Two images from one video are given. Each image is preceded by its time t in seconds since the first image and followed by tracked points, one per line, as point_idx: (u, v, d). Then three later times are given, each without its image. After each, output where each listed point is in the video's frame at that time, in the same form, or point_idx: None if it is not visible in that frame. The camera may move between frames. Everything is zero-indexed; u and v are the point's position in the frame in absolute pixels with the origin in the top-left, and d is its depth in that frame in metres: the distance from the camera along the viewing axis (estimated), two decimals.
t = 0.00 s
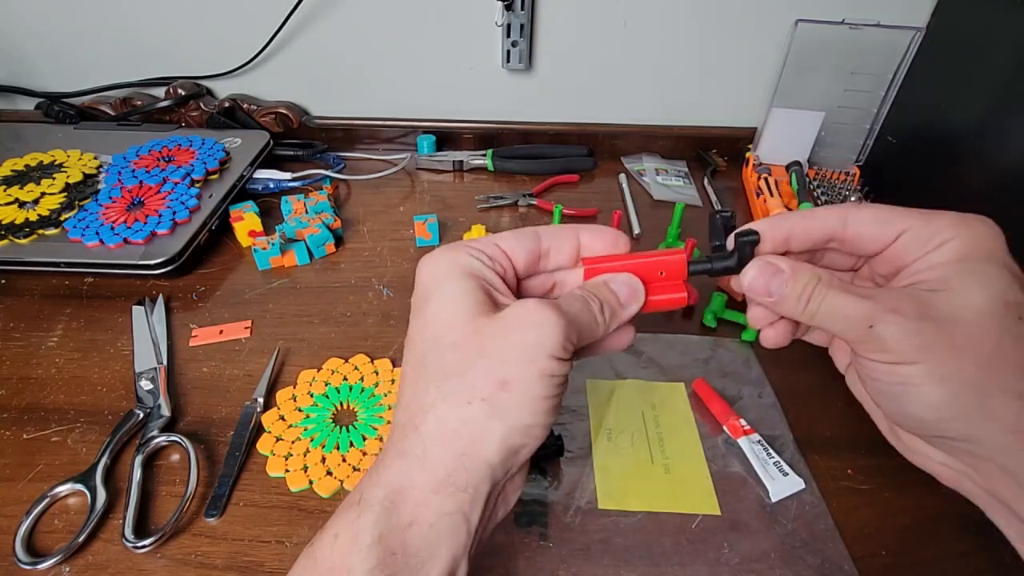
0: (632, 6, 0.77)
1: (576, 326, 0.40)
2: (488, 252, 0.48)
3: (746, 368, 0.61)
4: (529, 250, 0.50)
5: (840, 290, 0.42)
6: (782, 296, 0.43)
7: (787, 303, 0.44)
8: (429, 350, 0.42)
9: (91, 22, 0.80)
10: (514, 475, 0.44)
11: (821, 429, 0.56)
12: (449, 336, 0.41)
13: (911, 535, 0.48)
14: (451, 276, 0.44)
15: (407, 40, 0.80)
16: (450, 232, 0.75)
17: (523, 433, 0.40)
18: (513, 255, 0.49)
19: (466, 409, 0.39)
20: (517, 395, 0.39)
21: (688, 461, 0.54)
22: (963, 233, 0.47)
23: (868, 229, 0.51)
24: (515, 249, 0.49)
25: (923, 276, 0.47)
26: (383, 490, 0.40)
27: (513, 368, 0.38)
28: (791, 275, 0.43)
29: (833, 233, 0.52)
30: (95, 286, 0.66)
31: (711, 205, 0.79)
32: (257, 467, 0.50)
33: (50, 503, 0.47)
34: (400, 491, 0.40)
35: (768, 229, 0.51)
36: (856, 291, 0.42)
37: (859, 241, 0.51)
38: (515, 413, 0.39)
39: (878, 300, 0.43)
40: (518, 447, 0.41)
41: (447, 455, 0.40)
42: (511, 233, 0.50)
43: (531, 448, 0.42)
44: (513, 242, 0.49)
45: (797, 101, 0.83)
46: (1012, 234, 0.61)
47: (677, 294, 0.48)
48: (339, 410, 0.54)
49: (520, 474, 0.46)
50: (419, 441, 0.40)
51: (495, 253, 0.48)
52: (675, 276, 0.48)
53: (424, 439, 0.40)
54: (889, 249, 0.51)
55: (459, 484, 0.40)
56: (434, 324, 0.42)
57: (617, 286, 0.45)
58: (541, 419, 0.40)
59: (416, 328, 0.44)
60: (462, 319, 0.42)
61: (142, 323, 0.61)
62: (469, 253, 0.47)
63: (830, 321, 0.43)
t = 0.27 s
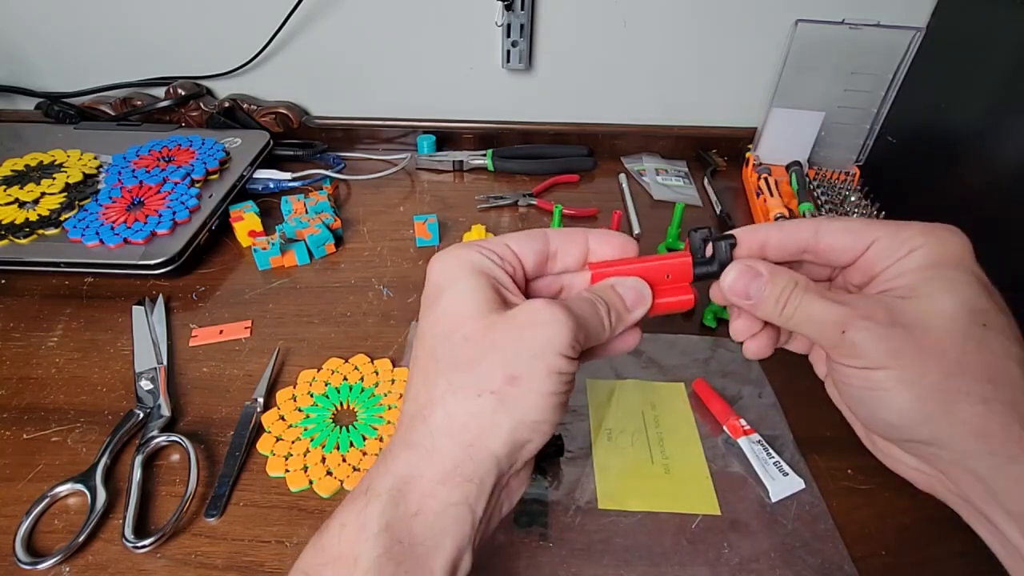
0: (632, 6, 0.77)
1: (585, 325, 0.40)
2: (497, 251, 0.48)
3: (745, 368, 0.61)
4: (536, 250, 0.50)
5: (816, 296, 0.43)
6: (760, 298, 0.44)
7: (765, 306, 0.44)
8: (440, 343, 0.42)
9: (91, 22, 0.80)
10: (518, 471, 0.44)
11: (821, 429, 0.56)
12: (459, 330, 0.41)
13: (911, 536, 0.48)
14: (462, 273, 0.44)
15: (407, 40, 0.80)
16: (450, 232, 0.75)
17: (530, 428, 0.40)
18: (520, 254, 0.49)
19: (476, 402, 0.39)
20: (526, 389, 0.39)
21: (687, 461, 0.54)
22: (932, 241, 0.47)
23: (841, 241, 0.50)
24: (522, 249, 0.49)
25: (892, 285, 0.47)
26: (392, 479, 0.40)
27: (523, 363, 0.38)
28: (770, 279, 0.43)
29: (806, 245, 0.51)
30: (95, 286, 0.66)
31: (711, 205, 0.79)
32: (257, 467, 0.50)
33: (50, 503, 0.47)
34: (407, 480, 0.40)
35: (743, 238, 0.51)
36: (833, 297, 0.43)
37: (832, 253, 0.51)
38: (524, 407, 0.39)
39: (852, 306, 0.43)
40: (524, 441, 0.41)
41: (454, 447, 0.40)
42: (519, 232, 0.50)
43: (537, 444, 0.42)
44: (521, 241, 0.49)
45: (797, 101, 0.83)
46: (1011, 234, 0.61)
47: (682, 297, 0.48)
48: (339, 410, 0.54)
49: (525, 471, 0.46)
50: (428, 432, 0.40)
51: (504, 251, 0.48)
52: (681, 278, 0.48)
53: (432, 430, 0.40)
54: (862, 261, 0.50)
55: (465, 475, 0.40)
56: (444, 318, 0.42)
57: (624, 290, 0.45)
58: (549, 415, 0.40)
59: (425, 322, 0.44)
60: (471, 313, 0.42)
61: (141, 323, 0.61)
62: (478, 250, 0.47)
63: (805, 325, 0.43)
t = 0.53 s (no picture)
0: (632, 6, 0.77)
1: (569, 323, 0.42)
2: (482, 240, 0.48)
3: (746, 368, 0.61)
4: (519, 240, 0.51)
5: (790, 315, 0.44)
6: (738, 313, 0.45)
7: (742, 321, 0.45)
8: (427, 330, 0.42)
9: (91, 22, 0.80)
10: (501, 461, 0.44)
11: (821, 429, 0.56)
12: (446, 318, 0.42)
13: (911, 535, 0.48)
14: (449, 263, 0.45)
15: (407, 40, 0.80)
16: (450, 232, 0.75)
17: (514, 416, 0.41)
18: (506, 243, 0.50)
19: (460, 386, 0.39)
20: (511, 376, 0.39)
21: (687, 461, 0.54)
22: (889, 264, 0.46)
23: (804, 262, 0.50)
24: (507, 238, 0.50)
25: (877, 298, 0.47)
26: (374, 459, 0.40)
27: (509, 351, 0.39)
28: (749, 295, 0.45)
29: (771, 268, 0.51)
30: (95, 286, 0.66)
31: (711, 205, 0.79)
32: (257, 467, 0.50)
33: (50, 503, 0.47)
34: (390, 461, 0.40)
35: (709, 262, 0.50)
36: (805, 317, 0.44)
37: (796, 274, 0.50)
38: (508, 393, 0.40)
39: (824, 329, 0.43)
40: (507, 428, 0.41)
41: (437, 429, 0.40)
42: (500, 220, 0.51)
43: (521, 433, 0.42)
44: (505, 231, 0.50)
45: (797, 101, 0.83)
46: (1012, 234, 0.61)
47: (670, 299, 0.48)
48: (339, 410, 0.54)
49: (508, 462, 0.46)
50: (413, 415, 0.40)
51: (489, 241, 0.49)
52: (670, 277, 0.48)
53: (416, 412, 0.40)
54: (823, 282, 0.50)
55: (448, 457, 0.39)
56: (433, 306, 0.43)
57: (611, 291, 0.46)
58: (533, 402, 0.41)
59: (413, 311, 0.44)
60: (459, 302, 0.42)
61: (142, 323, 0.61)
62: (464, 240, 0.47)
63: (779, 342, 0.45)
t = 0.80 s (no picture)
0: (632, 6, 0.77)
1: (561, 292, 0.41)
2: (465, 214, 0.48)
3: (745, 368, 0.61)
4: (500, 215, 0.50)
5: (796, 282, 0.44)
6: (744, 281, 0.44)
7: (748, 288, 0.45)
8: (415, 302, 0.42)
9: (91, 22, 0.80)
10: (490, 433, 0.44)
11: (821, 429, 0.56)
12: (433, 290, 0.42)
13: (911, 535, 0.48)
14: (435, 237, 0.44)
15: (407, 40, 0.80)
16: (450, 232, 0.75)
17: (502, 385, 0.41)
18: (489, 218, 0.49)
19: (447, 355, 0.40)
20: (498, 345, 0.40)
21: (687, 461, 0.54)
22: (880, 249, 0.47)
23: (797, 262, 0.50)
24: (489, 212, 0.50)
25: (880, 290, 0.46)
26: (361, 430, 0.40)
27: (496, 320, 0.39)
28: (752, 263, 0.45)
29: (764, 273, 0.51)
30: (96, 286, 0.66)
31: (711, 205, 0.79)
32: (257, 467, 0.50)
33: (50, 503, 0.47)
34: (378, 430, 0.40)
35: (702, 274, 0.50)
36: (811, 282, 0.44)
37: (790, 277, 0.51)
38: (495, 363, 0.40)
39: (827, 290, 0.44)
40: (494, 398, 0.42)
41: (425, 397, 0.40)
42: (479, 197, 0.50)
43: (509, 403, 0.43)
44: (487, 206, 0.50)
45: (797, 101, 0.83)
46: (1012, 234, 0.61)
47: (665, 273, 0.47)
48: (339, 410, 0.54)
49: (499, 435, 0.46)
50: (401, 384, 0.40)
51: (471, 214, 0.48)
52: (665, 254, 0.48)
53: (405, 381, 0.40)
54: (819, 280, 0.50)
55: (437, 427, 0.40)
56: (420, 278, 0.43)
57: (608, 260, 0.45)
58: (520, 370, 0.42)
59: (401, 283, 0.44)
60: (446, 274, 0.42)
61: (142, 323, 0.61)
62: (448, 214, 0.47)
63: (790, 305, 0.44)
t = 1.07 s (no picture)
0: (632, 6, 0.77)
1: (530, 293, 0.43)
2: (430, 223, 0.48)
3: (746, 368, 0.61)
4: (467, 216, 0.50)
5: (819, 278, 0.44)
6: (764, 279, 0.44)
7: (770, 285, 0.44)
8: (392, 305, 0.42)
9: (91, 22, 0.80)
10: (483, 425, 0.44)
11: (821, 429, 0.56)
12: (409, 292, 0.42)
13: (911, 536, 0.48)
14: (404, 248, 0.44)
15: (407, 40, 0.80)
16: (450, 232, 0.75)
17: (490, 376, 0.41)
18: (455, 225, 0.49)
19: (432, 352, 0.40)
20: (481, 338, 0.40)
21: (687, 461, 0.54)
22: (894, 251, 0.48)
23: (812, 261, 0.51)
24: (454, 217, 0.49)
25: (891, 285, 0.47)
26: (353, 429, 0.40)
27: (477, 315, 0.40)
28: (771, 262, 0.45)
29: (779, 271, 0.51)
30: (96, 286, 0.66)
31: (711, 205, 0.79)
32: (257, 467, 0.50)
33: (49, 503, 0.47)
34: (369, 429, 0.40)
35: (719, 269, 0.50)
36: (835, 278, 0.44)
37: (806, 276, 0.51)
38: (480, 354, 0.41)
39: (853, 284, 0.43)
40: (482, 389, 0.42)
41: (414, 394, 0.40)
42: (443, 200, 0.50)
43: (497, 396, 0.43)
44: (452, 211, 0.49)
45: (797, 101, 0.83)
46: (1012, 234, 0.61)
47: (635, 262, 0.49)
48: (339, 410, 0.54)
49: (493, 427, 0.46)
50: (388, 382, 0.40)
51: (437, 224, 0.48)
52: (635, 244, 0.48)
53: (393, 379, 0.40)
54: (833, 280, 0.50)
55: (429, 421, 0.40)
56: (393, 283, 0.43)
57: (575, 256, 0.47)
58: (506, 359, 0.42)
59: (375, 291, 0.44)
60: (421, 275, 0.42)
61: (142, 323, 0.61)
62: (412, 226, 0.46)
63: (816, 301, 0.43)
